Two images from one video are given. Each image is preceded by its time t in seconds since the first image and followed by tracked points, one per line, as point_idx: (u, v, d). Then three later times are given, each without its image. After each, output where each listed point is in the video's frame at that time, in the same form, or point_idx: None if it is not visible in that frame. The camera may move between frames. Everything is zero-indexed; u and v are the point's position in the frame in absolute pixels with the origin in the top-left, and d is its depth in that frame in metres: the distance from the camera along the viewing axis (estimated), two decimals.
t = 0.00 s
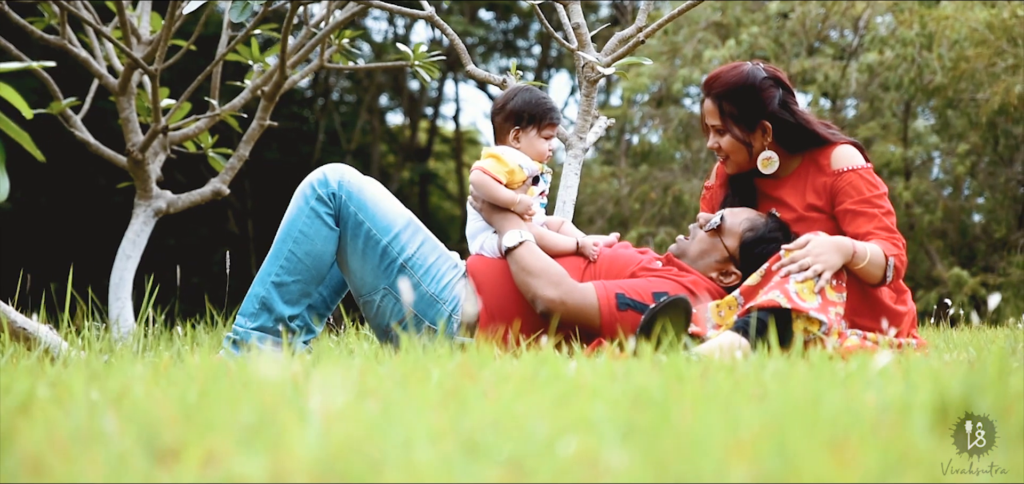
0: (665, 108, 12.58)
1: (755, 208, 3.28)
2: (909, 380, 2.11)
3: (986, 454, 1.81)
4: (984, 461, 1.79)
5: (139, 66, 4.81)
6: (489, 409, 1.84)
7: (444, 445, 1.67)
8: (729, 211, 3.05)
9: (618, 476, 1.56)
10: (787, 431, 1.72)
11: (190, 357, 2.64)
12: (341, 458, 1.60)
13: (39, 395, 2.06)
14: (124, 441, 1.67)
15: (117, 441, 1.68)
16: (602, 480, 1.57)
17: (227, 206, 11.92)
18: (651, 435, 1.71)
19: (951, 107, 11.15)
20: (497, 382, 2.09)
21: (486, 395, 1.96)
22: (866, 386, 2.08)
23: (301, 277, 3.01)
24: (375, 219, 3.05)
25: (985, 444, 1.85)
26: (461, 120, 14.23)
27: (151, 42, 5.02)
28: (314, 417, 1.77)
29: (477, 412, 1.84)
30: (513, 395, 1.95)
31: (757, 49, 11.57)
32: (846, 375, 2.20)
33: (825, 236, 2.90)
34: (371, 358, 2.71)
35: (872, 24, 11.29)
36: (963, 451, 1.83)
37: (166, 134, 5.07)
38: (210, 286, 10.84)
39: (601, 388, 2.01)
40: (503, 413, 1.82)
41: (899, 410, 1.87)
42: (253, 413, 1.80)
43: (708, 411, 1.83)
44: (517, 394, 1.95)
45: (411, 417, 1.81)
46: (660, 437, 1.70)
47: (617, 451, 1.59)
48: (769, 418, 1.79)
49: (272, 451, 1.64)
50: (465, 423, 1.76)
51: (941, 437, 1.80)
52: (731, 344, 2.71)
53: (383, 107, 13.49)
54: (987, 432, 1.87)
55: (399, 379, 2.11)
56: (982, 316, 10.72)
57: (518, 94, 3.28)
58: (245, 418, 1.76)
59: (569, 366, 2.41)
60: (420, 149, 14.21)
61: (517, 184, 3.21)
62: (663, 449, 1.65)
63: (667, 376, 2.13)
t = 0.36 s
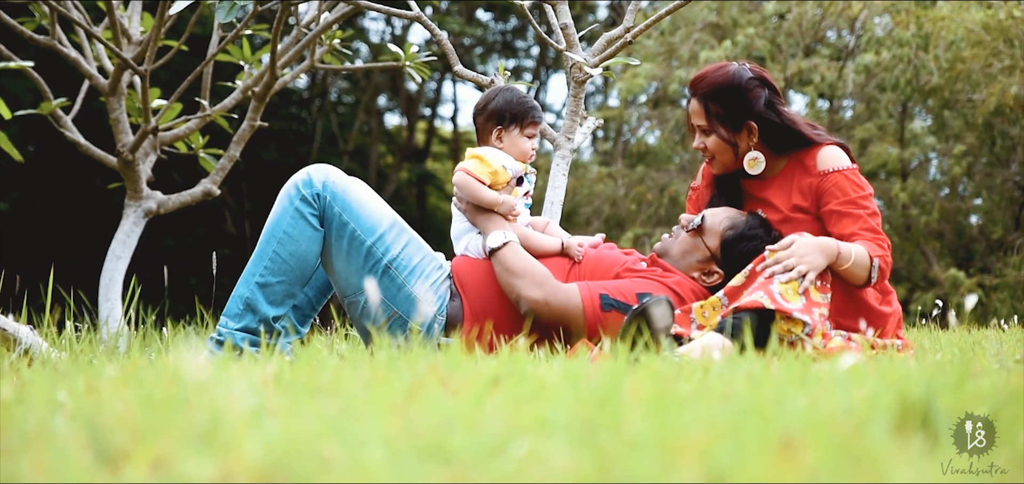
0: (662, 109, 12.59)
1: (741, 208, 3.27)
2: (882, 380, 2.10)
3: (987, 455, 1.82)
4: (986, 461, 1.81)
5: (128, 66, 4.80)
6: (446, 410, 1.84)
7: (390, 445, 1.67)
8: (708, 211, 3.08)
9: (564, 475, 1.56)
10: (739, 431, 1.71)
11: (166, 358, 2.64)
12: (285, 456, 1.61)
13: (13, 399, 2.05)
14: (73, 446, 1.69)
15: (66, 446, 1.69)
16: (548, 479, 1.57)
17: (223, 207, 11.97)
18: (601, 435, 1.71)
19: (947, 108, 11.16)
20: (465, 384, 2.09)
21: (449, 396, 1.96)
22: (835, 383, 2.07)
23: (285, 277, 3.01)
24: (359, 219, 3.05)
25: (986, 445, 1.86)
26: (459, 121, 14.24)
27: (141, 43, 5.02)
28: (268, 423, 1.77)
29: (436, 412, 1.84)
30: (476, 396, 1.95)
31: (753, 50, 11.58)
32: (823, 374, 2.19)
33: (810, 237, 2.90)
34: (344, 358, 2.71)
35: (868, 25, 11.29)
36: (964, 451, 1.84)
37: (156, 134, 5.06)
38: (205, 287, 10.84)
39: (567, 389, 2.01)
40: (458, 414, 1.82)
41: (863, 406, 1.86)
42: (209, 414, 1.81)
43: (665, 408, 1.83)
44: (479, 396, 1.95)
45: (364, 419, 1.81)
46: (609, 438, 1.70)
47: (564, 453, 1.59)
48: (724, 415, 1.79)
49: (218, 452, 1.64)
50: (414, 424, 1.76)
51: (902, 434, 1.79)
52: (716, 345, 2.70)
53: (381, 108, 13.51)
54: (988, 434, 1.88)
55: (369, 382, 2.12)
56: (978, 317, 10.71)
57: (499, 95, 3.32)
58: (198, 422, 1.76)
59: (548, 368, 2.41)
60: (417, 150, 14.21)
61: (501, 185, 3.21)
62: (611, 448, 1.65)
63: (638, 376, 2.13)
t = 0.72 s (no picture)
0: (658, 110, 12.57)
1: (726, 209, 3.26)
2: (856, 381, 2.09)
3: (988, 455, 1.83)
4: (987, 461, 1.81)
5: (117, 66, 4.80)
6: (404, 409, 1.84)
7: (340, 443, 1.67)
8: (691, 212, 3.08)
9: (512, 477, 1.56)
10: (695, 432, 1.71)
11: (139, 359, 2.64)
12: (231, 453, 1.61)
13: None
14: (21, 445, 1.69)
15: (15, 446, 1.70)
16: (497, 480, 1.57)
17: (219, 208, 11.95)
18: (554, 435, 1.70)
19: (944, 109, 11.14)
20: (433, 384, 2.08)
21: (412, 396, 1.96)
22: (803, 386, 2.05)
23: (269, 279, 3.00)
24: (343, 220, 3.04)
25: (984, 444, 1.86)
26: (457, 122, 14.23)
27: (131, 43, 5.01)
28: (222, 425, 1.77)
29: (396, 412, 1.84)
30: (439, 398, 1.94)
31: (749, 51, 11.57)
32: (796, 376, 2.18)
33: (794, 238, 2.89)
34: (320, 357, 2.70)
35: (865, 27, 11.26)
36: (965, 449, 1.83)
37: (145, 134, 5.06)
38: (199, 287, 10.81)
39: (531, 389, 2.01)
40: (415, 414, 1.82)
41: (825, 413, 1.85)
42: (166, 412, 1.82)
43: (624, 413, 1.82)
44: (440, 398, 1.95)
45: (320, 417, 1.81)
46: (561, 437, 1.70)
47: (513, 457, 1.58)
48: (682, 417, 1.78)
49: (167, 450, 1.65)
50: (366, 422, 1.76)
51: (863, 437, 1.77)
52: (699, 346, 2.70)
53: (379, 109, 13.52)
54: (986, 432, 1.89)
55: (340, 381, 2.11)
56: (973, 319, 10.68)
57: (486, 96, 3.31)
58: (151, 421, 1.76)
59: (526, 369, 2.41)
60: (415, 151, 14.19)
61: (486, 186, 3.21)
62: (560, 447, 1.64)
63: (605, 379, 2.12)
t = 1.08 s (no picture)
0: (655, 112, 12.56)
1: (708, 210, 3.26)
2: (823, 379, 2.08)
3: (988, 454, 1.83)
4: (986, 460, 1.81)
5: (106, 68, 4.79)
6: (356, 408, 1.84)
7: (278, 442, 1.67)
8: (674, 212, 3.08)
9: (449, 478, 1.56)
10: (641, 432, 1.71)
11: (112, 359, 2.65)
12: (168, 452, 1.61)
13: None
14: None
15: None
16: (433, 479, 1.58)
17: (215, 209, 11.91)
18: (501, 436, 1.70)
19: (941, 111, 11.12)
20: (394, 385, 2.08)
21: (370, 396, 1.96)
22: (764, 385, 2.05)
23: (249, 279, 2.99)
24: (325, 221, 3.03)
25: (984, 444, 1.87)
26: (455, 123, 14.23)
27: (120, 44, 5.01)
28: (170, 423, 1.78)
29: (344, 413, 1.84)
30: (395, 400, 1.95)
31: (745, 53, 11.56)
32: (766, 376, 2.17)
33: (776, 240, 2.88)
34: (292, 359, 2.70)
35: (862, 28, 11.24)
36: (966, 449, 1.84)
37: (134, 135, 5.05)
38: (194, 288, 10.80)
39: (486, 388, 2.01)
40: (365, 413, 1.82)
41: (781, 414, 1.84)
42: (116, 414, 1.84)
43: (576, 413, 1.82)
44: (396, 400, 1.94)
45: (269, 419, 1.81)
46: (507, 438, 1.69)
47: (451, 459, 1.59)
48: (633, 419, 1.78)
49: (105, 453, 1.66)
50: (307, 424, 1.76)
51: (814, 439, 1.77)
52: (678, 347, 2.70)
53: (378, 110, 13.51)
54: (986, 432, 1.90)
55: (306, 381, 2.11)
56: (969, 321, 10.66)
57: (470, 98, 3.30)
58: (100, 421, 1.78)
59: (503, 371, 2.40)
60: (413, 152, 14.17)
61: (468, 188, 3.20)
62: (497, 450, 1.64)
63: (568, 380, 2.12)
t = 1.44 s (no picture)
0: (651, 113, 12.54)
1: (691, 212, 3.26)
2: (791, 378, 2.08)
3: (989, 453, 1.85)
4: (988, 459, 1.84)
5: (93, 68, 4.78)
6: (312, 412, 1.87)
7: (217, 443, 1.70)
8: (657, 214, 3.08)
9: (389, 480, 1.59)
10: (589, 439, 1.73)
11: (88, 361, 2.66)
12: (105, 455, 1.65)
13: None
14: None
15: None
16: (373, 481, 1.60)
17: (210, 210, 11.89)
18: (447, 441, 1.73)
19: (936, 112, 11.12)
20: (359, 387, 2.11)
21: (330, 399, 1.99)
22: (729, 387, 2.06)
23: (231, 280, 2.98)
24: (306, 222, 3.03)
25: (985, 443, 1.89)
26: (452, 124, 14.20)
27: (108, 45, 4.99)
28: (119, 425, 1.82)
29: (294, 416, 1.87)
30: (354, 402, 1.97)
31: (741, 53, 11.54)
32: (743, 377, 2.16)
33: (758, 240, 2.88)
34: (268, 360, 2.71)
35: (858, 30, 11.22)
36: (967, 451, 1.87)
37: (122, 136, 5.04)
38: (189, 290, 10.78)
39: (442, 392, 2.03)
40: (318, 416, 1.84)
41: (737, 418, 1.85)
42: (72, 413, 1.87)
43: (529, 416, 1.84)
44: (355, 403, 1.97)
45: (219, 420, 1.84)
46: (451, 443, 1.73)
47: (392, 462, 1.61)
48: (580, 423, 1.79)
49: (48, 456, 1.69)
50: (252, 425, 1.79)
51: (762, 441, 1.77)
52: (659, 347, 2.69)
53: (376, 111, 13.47)
54: (987, 431, 1.92)
55: (273, 384, 2.12)
56: (965, 322, 10.65)
57: (452, 99, 3.30)
58: (55, 422, 1.82)
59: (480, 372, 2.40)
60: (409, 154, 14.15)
61: (450, 189, 3.20)
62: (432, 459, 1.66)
63: (534, 382, 2.14)
